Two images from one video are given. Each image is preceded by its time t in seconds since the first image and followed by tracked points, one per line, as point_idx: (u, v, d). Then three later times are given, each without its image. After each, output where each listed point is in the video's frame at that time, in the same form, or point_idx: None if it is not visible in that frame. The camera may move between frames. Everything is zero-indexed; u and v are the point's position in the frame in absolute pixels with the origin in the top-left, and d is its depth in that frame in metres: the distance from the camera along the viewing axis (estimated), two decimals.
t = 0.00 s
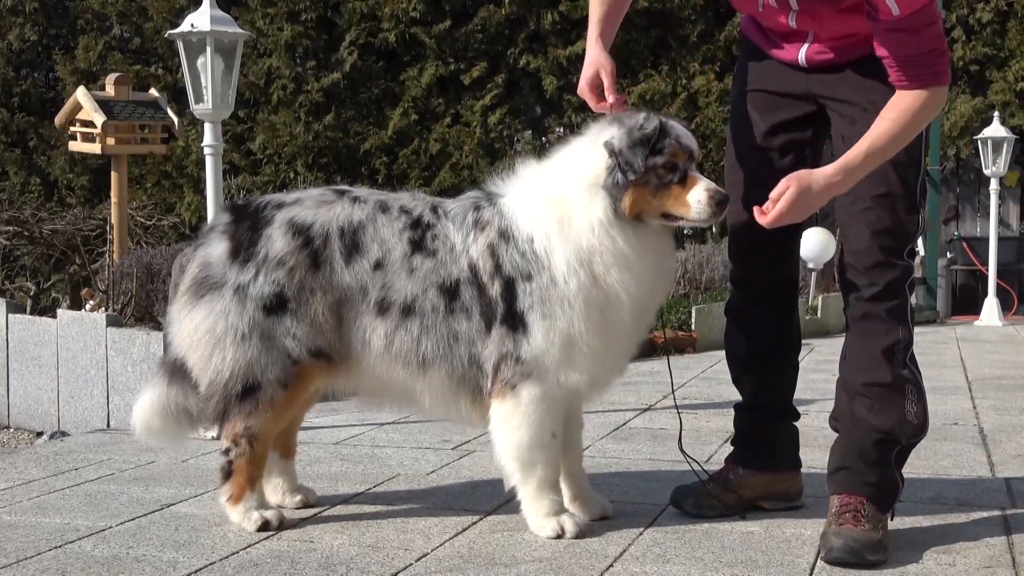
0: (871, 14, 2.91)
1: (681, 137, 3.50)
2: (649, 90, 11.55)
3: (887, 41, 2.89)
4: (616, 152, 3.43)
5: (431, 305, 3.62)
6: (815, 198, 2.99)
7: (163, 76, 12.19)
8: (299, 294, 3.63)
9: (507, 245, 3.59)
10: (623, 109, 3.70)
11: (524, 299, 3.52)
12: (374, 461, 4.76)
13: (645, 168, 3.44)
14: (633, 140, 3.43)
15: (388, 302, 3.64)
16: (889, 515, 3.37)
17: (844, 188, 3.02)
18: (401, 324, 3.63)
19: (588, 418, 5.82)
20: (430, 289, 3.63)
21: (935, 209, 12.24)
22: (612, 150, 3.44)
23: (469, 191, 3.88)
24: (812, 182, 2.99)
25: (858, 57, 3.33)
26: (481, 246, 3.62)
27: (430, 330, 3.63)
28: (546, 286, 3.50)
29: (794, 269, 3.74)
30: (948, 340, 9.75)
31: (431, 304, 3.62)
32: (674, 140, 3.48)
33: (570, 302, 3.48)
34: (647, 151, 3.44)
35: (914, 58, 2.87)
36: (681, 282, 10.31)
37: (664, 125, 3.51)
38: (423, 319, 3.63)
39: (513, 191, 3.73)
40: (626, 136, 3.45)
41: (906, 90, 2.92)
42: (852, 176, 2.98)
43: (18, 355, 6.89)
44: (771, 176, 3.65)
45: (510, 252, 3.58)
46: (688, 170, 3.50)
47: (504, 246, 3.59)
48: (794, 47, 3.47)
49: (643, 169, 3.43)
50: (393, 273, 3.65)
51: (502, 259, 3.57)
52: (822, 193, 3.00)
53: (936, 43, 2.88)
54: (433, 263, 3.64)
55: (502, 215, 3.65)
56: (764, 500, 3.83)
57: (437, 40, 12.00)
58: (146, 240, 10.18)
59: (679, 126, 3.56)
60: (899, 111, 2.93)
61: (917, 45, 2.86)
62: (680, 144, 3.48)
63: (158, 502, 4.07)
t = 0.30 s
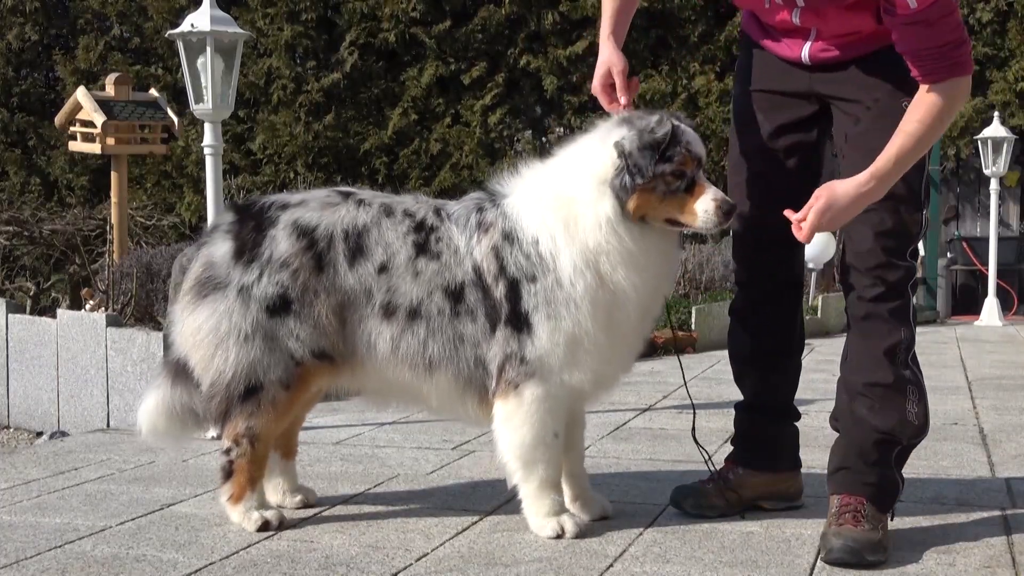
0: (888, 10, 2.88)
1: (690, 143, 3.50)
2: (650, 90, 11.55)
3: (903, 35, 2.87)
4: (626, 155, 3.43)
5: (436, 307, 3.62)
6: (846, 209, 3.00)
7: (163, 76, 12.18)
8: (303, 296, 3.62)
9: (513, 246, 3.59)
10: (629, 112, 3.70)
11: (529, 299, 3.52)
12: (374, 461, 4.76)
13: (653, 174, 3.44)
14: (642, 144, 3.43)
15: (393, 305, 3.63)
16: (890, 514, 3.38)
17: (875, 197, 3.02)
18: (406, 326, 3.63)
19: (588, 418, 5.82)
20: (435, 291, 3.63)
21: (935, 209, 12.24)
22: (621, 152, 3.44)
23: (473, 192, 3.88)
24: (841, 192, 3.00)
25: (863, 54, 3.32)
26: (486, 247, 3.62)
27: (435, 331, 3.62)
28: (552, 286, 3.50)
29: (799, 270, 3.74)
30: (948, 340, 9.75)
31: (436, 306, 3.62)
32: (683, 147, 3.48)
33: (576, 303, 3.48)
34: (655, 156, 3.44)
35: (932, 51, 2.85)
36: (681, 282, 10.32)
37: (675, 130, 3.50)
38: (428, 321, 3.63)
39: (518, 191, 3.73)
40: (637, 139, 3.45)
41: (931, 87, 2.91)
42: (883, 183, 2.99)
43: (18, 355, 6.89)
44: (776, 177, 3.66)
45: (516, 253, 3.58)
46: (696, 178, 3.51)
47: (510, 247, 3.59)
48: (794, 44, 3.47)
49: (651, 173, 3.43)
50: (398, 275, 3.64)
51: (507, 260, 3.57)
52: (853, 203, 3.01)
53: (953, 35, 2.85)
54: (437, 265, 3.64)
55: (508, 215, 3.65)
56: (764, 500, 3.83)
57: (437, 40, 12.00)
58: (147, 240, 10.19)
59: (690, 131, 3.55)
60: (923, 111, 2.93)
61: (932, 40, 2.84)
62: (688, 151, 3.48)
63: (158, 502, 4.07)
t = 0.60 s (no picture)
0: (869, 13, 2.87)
1: (685, 135, 3.48)
2: (650, 90, 11.55)
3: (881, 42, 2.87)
4: (620, 149, 3.43)
5: (440, 306, 3.63)
6: (783, 203, 3.06)
7: (163, 76, 12.19)
8: (306, 296, 3.62)
9: (516, 244, 3.59)
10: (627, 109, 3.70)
11: (532, 298, 3.52)
12: (374, 461, 4.76)
13: (649, 165, 3.42)
14: (638, 137, 3.42)
15: (396, 304, 3.64)
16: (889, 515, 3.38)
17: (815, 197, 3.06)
18: (409, 326, 3.64)
19: (588, 418, 5.82)
20: (438, 290, 3.63)
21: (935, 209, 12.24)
22: (616, 146, 3.43)
23: (476, 191, 3.88)
24: (781, 186, 3.06)
25: (863, 53, 3.33)
26: (489, 246, 3.62)
27: (439, 330, 3.63)
28: (555, 284, 3.50)
29: (799, 271, 3.74)
30: (948, 340, 9.75)
31: (440, 304, 3.63)
32: (678, 138, 3.46)
33: (579, 301, 3.48)
34: (650, 149, 3.42)
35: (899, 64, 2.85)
36: (681, 283, 10.33)
37: (668, 123, 3.49)
38: (431, 320, 3.63)
39: (520, 190, 3.73)
40: (631, 134, 3.44)
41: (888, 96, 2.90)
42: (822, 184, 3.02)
43: (18, 356, 6.89)
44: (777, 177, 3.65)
45: (520, 251, 3.58)
46: (692, 169, 3.48)
47: (513, 245, 3.59)
48: (794, 43, 3.47)
49: (646, 166, 3.41)
50: (401, 274, 3.65)
51: (510, 258, 3.58)
52: (790, 199, 3.06)
53: (926, 52, 2.85)
54: (441, 264, 3.65)
55: (511, 215, 3.65)
56: (764, 500, 3.83)
57: (437, 40, 12.00)
58: (147, 240, 10.20)
59: (686, 123, 3.53)
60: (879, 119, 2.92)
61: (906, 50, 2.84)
62: (683, 142, 3.46)
63: (158, 502, 4.07)
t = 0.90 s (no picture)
0: (867, 11, 2.87)
1: (672, 123, 3.48)
2: (649, 89, 11.56)
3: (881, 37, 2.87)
4: (606, 143, 3.43)
5: (440, 305, 3.63)
6: (777, 179, 3.05)
7: (163, 76, 12.18)
8: (307, 296, 3.62)
9: (514, 242, 3.59)
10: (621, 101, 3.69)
11: (531, 296, 3.52)
12: (374, 461, 4.76)
13: (637, 155, 3.42)
14: (624, 129, 3.43)
15: (397, 303, 3.64)
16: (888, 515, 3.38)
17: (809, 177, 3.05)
18: (409, 325, 3.64)
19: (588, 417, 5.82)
20: (439, 288, 3.63)
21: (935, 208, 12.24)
22: (602, 140, 3.44)
23: (474, 191, 3.88)
24: (779, 162, 3.05)
25: (858, 53, 3.32)
26: (488, 244, 3.62)
27: (440, 330, 3.63)
28: (553, 282, 3.50)
29: (798, 270, 3.74)
30: (948, 340, 9.75)
31: (440, 303, 3.62)
32: (665, 126, 3.45)
33: (577, 299, 3.48)
34: (637, 139, 3.42)
35: (905, 58, 2.86)
36: (681, 282, 10.33)
37: (654, 113, 3.49)
38: (432, 319, 3.63)
39: (515, 190, 3.73)
40: (616, 127, 3.45)
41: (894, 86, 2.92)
42: (819, 165, 3.01)
43: (18, 356, 6.89)
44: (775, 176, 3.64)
45: (518, 249, 3.58)
46: (680, 155, 3.46)
47: (510, 243, 3.59)
48: (789, 44, 3.48)
49: (634, 156, 3.41)
50: (402, 273, 3.65)
51: (509, 255, 3.58)
52: (784, 176, 3.05)
53: (930, 43, 2.86)
54: (441, 263, 3.65)
55: (508, 214, 3.65)
56: (764, 500, 3.83)
57: (437, 40, 12.00)
58: (147, 240, 10.20)
59: (671, 112, 3.53)
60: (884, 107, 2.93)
61: (906, 45, 2.84)
62: (671, 129, 3.46)
63: (158, 502, 4.07)
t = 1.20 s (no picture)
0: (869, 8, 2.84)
1: (670, 118, 3.52)
2: (650, 89, 11.57)
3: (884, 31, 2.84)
4: (607, 140, 3.46)
5: (440, 305, 3.62)
6: (787, 172, 3.05)
7: (163, 76, 12.18)
8: (306, 296, 3.62)
9: (514, 242, 3.59)
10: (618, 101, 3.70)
11: (531, 295, 3.52)
12: (373, 461, 4.76)
13: (638, 151, 3.45)
14: (624, 126, 3.46)
15: (396, 303, 3.64)
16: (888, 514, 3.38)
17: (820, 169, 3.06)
18: (409, 325, 3.64)
19: (588, 418, 5.82)
20: (438, 288, 3.63)
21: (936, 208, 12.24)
22: (602, 138, 3.47)
23: (474, 191, 3.88)
24: (788, 155, 3.04)
25: (853, 53, 3.33)
26: (488, 244, 3.62)
27: (439, 329, 3.63)
28: (553, 282, 3.50)
29: (798, 270, 3.75)
30: (948, 340, 9.74)
31: (440, 303, 3.62)
32: (663, 121, 3.49)
33: (577, 299, 3.48)
34: (637, 135, 3.45)
35: (911, 51, 2.84)
36: (681, 282, 10.33)
37: (651, 109, 3.53)
38: (432, 319, 3.63)
39: (515, 190, 3.74)
40: (616, 124, 3.47)
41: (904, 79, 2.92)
42: (830, 157, 3.01)
43: (19, 356, 6.89)
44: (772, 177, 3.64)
45: (518, 250, 3.58)
46: (679, 150, 3.50)
47: (510, 242, 3.59)
48: (786, 44, 3.47)
49: (635, 152, 3.44)
50: (401, 273, 3.65)
51: (509, 255, 3.58)
52: (795, 168, 3.05)
53: (933, 37, 2.84)
54: (441, 263, 3.65)
55: (508, 214, 3.65)
56: (764, 500, 3.83)
57: (437, 40, 12.00)
58: (147, 240, 10.20)
59: (666, 107, 3.57)
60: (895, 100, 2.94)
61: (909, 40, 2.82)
62: (669, 124, 3.50)
63: (158, 502, 4.07)
